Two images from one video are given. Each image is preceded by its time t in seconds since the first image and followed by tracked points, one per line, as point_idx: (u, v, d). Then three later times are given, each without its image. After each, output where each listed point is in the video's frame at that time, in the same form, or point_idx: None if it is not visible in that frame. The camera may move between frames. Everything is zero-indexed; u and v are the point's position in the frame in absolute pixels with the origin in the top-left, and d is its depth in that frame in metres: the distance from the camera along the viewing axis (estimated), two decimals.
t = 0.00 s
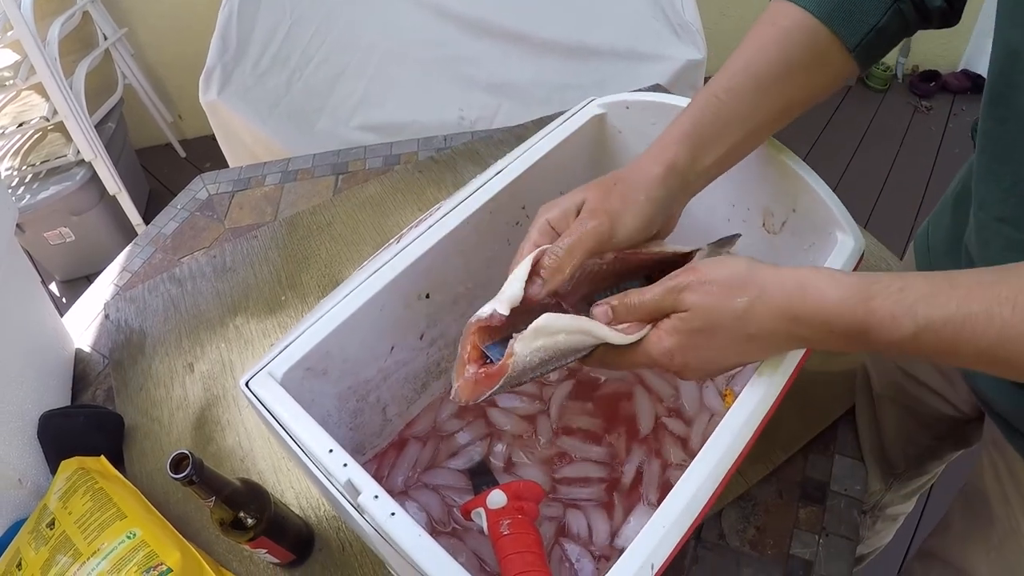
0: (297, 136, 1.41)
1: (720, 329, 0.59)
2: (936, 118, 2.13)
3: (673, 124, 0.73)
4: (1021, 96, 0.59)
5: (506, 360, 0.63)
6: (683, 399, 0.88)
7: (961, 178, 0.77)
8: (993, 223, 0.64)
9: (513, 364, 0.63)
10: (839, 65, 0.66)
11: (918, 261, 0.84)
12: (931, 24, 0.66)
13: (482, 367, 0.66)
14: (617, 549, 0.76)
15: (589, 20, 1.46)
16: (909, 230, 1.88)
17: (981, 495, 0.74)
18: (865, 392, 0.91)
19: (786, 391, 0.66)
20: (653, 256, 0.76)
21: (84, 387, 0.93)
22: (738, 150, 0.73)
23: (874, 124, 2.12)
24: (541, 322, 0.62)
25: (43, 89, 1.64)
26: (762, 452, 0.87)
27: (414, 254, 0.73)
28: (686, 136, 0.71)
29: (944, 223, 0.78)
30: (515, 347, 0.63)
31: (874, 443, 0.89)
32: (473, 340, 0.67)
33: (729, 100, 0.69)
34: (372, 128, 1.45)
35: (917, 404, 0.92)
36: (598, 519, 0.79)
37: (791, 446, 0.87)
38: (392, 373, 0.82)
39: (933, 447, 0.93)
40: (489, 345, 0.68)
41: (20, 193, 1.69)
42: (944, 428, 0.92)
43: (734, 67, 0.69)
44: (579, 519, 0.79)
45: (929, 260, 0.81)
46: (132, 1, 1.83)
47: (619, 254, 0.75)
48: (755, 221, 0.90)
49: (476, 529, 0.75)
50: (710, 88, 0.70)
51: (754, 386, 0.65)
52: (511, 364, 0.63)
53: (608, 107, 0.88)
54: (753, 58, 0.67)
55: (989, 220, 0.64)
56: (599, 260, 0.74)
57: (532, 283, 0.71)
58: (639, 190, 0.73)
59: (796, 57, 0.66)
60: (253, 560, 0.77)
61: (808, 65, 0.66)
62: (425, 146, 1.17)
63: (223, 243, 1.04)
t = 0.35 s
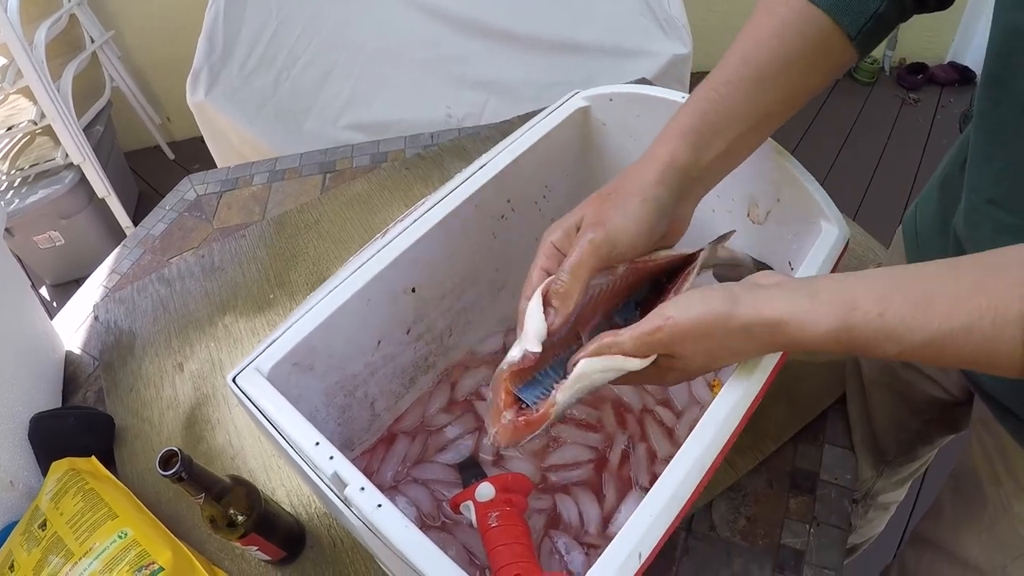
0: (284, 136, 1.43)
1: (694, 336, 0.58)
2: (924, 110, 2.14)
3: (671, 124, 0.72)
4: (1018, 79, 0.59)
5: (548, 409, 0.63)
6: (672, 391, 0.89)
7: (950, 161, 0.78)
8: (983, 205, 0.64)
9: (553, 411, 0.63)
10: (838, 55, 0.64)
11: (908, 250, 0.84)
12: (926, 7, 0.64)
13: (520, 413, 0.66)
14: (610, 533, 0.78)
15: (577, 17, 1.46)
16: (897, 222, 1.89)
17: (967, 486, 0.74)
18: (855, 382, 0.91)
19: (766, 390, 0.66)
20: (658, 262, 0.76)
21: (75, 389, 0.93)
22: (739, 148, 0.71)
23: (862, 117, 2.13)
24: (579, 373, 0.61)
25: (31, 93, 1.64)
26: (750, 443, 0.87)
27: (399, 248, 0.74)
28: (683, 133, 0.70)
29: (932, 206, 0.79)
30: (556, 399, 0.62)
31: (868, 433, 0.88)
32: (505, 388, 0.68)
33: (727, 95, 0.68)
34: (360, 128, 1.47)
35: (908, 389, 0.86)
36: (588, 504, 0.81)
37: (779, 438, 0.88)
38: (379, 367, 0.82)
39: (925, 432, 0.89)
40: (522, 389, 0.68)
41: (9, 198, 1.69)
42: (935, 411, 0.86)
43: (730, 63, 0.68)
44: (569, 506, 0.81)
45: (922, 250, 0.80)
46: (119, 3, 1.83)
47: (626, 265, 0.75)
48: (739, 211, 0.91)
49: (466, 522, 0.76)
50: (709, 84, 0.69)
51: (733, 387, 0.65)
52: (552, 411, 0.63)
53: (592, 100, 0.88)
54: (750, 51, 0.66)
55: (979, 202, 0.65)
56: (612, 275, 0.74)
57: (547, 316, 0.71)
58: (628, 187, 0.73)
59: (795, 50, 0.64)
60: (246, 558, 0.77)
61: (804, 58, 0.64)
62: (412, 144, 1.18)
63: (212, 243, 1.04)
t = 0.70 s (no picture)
0: (282, 135, 1.43)
1: (690, 351, 0.57)
2: (922, 103, 2.14)
3: (665, 113, 0.71)
4: None
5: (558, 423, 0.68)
6: (673, 383, 0.88)
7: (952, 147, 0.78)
8: (989, 189, 0.64)
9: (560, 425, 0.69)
10: (830, 42, 0.64)
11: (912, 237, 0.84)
12: None
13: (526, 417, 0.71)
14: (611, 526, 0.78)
15: (575, 12, 1.47)
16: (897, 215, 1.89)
17: (973, 481, 0.74)
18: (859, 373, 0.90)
19: (752, 405, 0.65)
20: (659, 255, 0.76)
21: (75, 388, 0.92)
22: (733, 139, 0.70)
23: (861, 111, 2.13)
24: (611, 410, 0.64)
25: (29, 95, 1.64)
26: (752, 435, 0.87)
27: (397, 242, 0.73)
28: (676, 123, 0.69)
29: (935, 195, 0.78)
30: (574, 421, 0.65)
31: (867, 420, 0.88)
32: (511, 395, 0.72)
33: (721, 85, 0.67)
34: (358, 125, 1.47)
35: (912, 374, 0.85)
36: (588, 494, 0.81)
37: (781, 430, 0.87)
38: (379, 362, 0.82)
39: (928, 421, 0.88)
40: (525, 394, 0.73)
41: (9, 199, 1.68)
42: (942, 399, 0.85)
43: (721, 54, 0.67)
44: (570, 495, 0.81)
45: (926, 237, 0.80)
46: (116, 4, 1.82)
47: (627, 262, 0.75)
48: (740, 202, 0.91)
49: (467, 516, 0.76)
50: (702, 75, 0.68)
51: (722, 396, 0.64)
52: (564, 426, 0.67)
53: (591, 92, 0.88)
54: (743, 41, 0.65)
55: (985, 185, 0.64)
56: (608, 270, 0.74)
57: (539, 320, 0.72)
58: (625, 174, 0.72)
59: (786, 41, 0.64)
60: (248, 555, 0.77)
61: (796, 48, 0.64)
62: (411, 140, 1.18)
63: (211, 241, 1.04)
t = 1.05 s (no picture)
0: (281, 140, 1.42)
1: (693, 331, 0.56)
2: (922, 96, 2.13)
3: (661, 124, 0.71)
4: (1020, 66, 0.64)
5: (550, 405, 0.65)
6: (676, 380, 0.89)
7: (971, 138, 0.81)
8: (1012, 186, 0.68)
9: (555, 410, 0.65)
10: (819, 55, 0.66)
11: (929, 221, 0.87)
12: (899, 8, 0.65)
13: (518, 406, 0.69)
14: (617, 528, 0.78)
15: (572, 12, 1.47)
16: (899, 209, 1.88)
17: (996, 469, 0.77)
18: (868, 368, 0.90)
19: (762, 394, 0.65)
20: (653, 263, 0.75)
21: (79, 397, 0.93)
22: (728, 149, 0.71)
23: (861, 104, 2.13)
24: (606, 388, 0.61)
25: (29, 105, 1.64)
26: (756, 432, 0.87)
27: (398, 244, 0.73)
28: (676, 130, 0.69)
29: (951, 186, 0.82)
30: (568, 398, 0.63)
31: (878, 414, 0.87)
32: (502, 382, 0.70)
33: (716, 95, 0.67)
34: (358, 129, 1.46)
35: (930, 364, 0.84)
36: (593, 493, 0.81)
37: (785, 426, 0.88)
38: (381, 364, 0.82)
39: (944, 408, 0.88)
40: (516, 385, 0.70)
41: (10, 209, 1.69)
42: (960, 385, 0.85)
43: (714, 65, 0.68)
44: (575, 496, 0.81)
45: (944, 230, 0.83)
46: (114, 13, 1.83)
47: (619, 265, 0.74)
48: (741, 200, 0.90)
49: (472, 518, 0.76)
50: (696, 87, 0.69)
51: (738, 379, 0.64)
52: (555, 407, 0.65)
53: (590, 91, 0.88)
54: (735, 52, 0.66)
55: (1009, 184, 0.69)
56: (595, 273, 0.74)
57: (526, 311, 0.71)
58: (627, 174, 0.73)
59: (780, 54, 0.65)
60: (253, 560, 0.77)
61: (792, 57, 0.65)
62: (410, 143, 1.18)
63: (211, 247, 1.04)
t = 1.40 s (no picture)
0: (280, 119, 1.44)
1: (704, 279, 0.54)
2: (926, 80, 2.11)
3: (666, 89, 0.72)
4: None
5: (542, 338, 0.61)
6: (678, 358, 0.88)
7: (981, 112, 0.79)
8: None
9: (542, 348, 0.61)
10: (823, 36, 0.67)
11: (939, 199, 0.86)
12: None
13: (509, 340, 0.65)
14: (617, 507, 0.77)
15: None
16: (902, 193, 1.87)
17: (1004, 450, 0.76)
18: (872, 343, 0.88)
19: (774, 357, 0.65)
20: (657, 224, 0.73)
21: (76, 374, 0.92)
22: (733, 114, 0.71)
23: (864, 88, 2.11)
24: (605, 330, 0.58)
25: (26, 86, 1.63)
26: (757, 413, 0.86)
27: (397, 217, 0.73)
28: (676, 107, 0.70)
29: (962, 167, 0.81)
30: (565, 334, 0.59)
31: (882, 392, 0.86)
32: (495, 317, 0.67)
33: (722, 65, 0.68)
34: (356, 108, 1.47)
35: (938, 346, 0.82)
36: (594, 471, 0.80)
37: (786, 408, 0.87)
38: (380, 339, 0.81)
39: (949, 391, 0.86)
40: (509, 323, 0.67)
41: (8, 190, 1.67)
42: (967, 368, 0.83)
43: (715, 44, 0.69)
44: (575, 473, 0.80)
45: (956, 210, 0.82)
46: None
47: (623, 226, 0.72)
48: (745, 175, 0.89)
49: (471, 495, 0.75)
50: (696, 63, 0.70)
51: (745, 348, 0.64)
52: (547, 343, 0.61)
53: (592, 64, 0.87)
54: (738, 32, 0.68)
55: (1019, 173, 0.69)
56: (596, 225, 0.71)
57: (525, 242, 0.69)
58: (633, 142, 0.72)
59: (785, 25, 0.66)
60: (250, 538, 0.76)
61: (794, 33, 0.66)
62: (410, 121, 1.16)
63: (209, 225, 1.03)
